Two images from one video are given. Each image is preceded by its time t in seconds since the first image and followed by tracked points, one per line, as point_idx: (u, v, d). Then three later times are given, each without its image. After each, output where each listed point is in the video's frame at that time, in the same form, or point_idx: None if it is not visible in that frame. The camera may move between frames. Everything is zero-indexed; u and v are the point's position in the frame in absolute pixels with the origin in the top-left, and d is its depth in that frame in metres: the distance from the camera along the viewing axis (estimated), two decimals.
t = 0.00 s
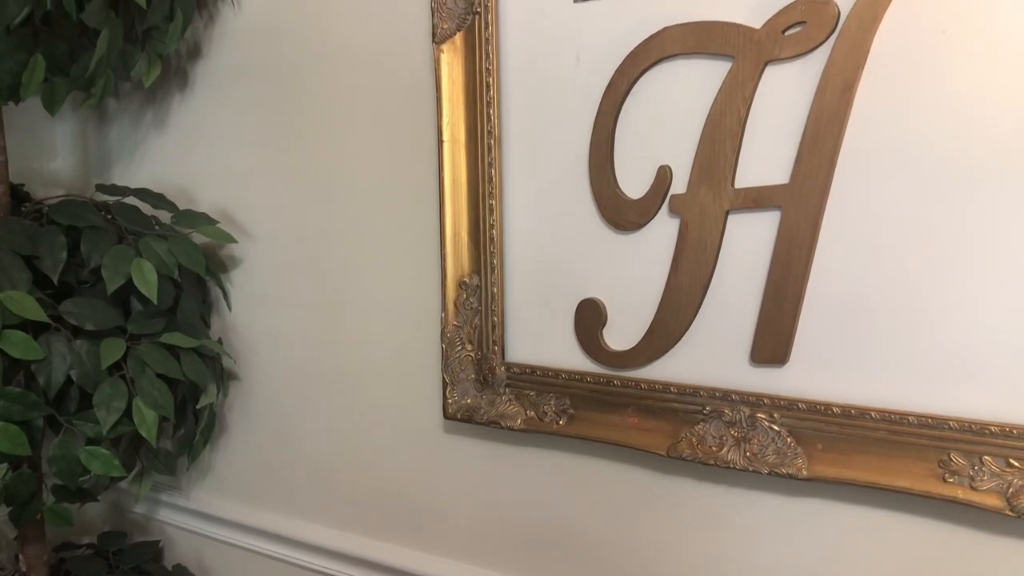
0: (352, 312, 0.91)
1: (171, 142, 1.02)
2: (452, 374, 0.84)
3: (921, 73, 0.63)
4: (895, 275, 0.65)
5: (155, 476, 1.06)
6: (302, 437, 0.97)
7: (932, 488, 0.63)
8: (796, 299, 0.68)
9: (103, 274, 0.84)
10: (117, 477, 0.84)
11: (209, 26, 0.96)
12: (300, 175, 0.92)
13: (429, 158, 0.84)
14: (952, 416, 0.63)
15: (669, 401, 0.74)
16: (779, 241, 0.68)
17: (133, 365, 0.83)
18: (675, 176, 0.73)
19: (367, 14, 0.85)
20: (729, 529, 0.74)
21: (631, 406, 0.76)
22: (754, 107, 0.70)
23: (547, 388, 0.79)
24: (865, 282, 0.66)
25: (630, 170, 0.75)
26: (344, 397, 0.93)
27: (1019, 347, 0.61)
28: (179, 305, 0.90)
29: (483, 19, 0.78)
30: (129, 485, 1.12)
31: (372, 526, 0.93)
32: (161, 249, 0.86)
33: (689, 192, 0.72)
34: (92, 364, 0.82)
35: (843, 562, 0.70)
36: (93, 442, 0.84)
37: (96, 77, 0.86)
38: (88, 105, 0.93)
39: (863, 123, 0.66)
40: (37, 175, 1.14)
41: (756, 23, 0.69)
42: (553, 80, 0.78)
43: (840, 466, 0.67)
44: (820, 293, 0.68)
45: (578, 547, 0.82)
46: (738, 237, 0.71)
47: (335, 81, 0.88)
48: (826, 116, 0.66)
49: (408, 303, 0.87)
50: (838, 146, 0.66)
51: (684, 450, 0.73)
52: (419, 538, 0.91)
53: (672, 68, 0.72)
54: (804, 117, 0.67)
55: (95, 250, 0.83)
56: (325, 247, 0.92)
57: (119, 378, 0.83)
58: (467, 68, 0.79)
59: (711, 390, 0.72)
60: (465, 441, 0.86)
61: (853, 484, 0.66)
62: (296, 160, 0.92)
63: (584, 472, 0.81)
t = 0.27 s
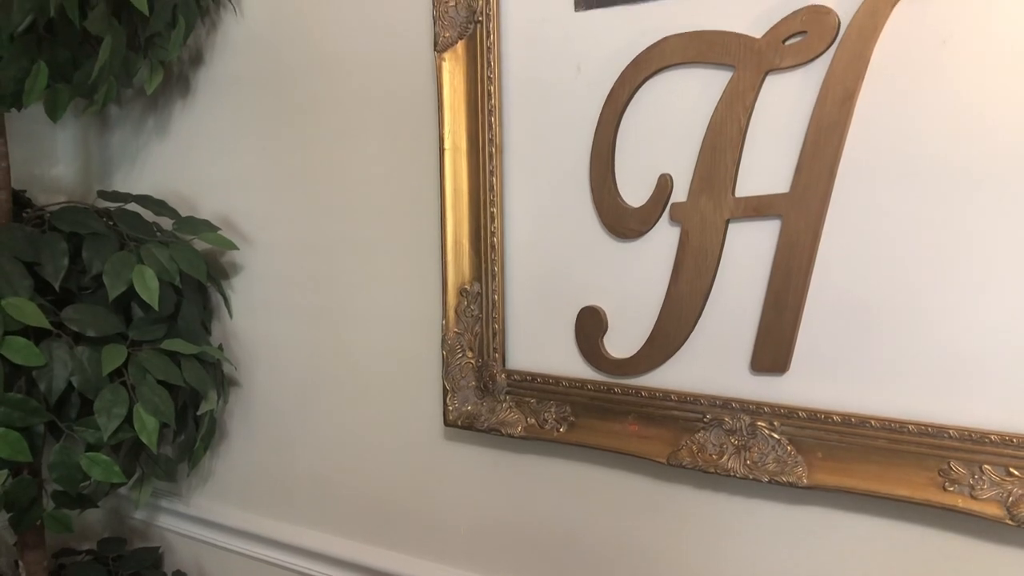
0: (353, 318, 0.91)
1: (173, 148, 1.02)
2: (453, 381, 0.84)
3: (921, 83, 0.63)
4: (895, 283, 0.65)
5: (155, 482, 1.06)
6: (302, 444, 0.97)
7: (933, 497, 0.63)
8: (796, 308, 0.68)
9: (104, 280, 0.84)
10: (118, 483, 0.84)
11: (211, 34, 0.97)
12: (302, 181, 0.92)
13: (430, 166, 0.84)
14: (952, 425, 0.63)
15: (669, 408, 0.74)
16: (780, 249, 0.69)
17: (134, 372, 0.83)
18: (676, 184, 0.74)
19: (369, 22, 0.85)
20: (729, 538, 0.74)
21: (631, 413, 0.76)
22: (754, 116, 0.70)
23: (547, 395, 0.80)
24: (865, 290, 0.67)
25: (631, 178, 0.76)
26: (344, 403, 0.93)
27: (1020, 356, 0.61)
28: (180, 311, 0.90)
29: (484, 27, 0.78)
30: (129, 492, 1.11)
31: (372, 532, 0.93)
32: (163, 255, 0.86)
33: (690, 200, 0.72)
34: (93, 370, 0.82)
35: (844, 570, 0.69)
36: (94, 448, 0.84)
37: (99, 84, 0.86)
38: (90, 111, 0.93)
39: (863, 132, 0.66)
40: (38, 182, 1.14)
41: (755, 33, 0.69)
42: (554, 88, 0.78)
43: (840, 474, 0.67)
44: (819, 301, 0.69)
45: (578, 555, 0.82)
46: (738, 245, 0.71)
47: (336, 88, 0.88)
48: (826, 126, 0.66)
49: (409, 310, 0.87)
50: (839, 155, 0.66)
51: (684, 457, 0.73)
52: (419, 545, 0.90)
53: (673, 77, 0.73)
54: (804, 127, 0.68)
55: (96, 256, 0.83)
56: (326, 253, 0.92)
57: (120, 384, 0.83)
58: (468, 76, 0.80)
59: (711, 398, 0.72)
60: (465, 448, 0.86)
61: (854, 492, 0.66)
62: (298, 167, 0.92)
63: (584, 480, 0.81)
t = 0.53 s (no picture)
0: (354, 325, 0.91)
1: (175, 155, 1.02)
2: (453, 389, 0.84)
3: (921, 94, 0.64)
4: (895, 293, 0.66)
5: (155, 488, 1.06)
6: (303, 450, 0.97)
7: (934, 507, 0.63)
8: (797, 317, 0.68)
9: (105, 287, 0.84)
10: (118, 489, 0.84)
11: (214, 41, 0.97)
12: (303, 188, 0.93)
13: (431, 173, 0.84)
14: (953, 435, 0.63)
15: (670, 417, 0.74)
16: (781, 259, 0.69)
17: (135, 378, 0.83)
18: (677, 193, 0.74)
19: (371, 31, 0.86)
20: (730, 546, 0.74)
21: (632, 422, 0.76)
22: (755, 125, 0.70)
23: (548, 403, 0.79)
24: (866, 300, 0.67)
25: (632, 187, 0.76)
26: (345, 410, 0.93)
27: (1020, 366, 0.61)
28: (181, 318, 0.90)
29: (486, 36, 0.79)
30: (129, 498, 1.11)
31: (372, 539, 0.93)
32: (164, 262, 0.86)
33: (691, 209, 0.72)
34: (94, 377, 0.82)
35: None
36: (94, 454, 0.84)
37: (102, 91, 0.86)
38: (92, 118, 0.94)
39: (864, 142, 0.66)
40: (40, 188, 1.14)
41: (756, 43, 0.69)
42: (556, 97, 0.78)
43: (841, 484, 0.67)
44: (820, 310, 0.69)
45: (579, 563, 0.82)
46: (740, 254, 0.71)
47: (339, 96, 0.89)
48: (827, 135, 0.66)
49: (410, 317, 0.87)
50: (839, 165, 0.66)
51: (685, 466, 0.73)
52: (420, 552, 0.90)
53: (674, 86, 0.73)
54: (806, 137, 0.68)
55: (98, 263, 0.83)
56: (327, 260, 0.92)
57: (121, 391, 0.83)
58: (470, 84, 0.80)
59: (712, 407, 0.72)
60: (466, 456, 0.86)
61: (855, 501, 0.66)
62: (299, 174, 0.93)
63: (585, 488, 0.81)
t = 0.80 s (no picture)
0: (356, 331, 0.91)
1: (178, 161, 1.03)
2: (455, 396, 0.84)
3: (923, 105, 0.64)
4: (897, 301, 0.66)
5: (156, 494, 1.06)
6: (305, 456, 0.97)
7: (936, 516, 0.63)
8: (799, 326, 0.68)
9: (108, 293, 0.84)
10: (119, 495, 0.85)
11: (217, 48, 0.97)
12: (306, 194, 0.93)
13: (434, 180, 0.84)
14: (955, 444, 0.63)
15: (672, 425, 0.74)
16: (783, 267, 0.69)
17: (137, 384, 0.83)
18: (679, 201, 0.74)
19: (374, 38, 0.86)
20: (733, 555, 0.74)
21: (634, 429, 0.76)
22: (758, 134, 0.70)
23: (551, 410, 0.79)
24: (868, 309, 0.67)
25: (634, 194, 0.76)
26: (347, 416, 0.93)
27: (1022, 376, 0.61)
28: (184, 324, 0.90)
29: (489, 44, 0.79)
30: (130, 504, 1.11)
31: (373, 546, 0.93)
32: (167, 268, 0.86)
33: (694, 217, 0.72)
34: (97, 383, 0.82)
35: None
36: (96, 460, 0.84)
37: (105, 98, 0.87)
38: (95, 124, 0.94)
39: (866, 151, 0.66)
40: (43, 194, 1.14)
41: (759, 51, 0.69)
42: (559, 104, 0.78)
43: (843, 492, 0.67)
44: (822, 318, 0.69)
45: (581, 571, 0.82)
46: (742, 262, 0.72)
47: (341, 102, 0.89)
48: (830, 144, 0.66)
49: (412, 324, 0.87)
50: (841, 175, 0.66)
51: (687, 474, 0.73)
52: (421, 559, 0.90)
53: (677, 94, 0.73)
54: (808, 145, 0.68)
55: (101, 269, 0.83)
56: (330, 266, 0.92)
57: (123, 397, 0.83)
58: (473, 92, 0.80)
59: (715, 415, 0.72)
60: (467, 462, 0.86)
61: (857, 510, 0.66)
62: (302, 180, 0.93)
63: (587, 495, 0.80)
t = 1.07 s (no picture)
0: (360, 337, 0.91)
1: (183, 166, 1.03)
2: (459, 402, 0.84)
3: (929, 113, 0.64)
4: (903, 309, 0.66)
5: (159, 500, 1.06)
6: (308, 462, 0.97)
7: (942, 525, 0.63)
8: (804, 335, 0.68)
9: (112, 298, 0.84)
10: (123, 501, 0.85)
11: (222, 54, 0.97)
12: (310, 200, 0.93)
13: (439, 187, 0.84)
14: (961, 452, 0.63)
15: (677, 432, 0.74)
16: (789, 275, 0.69)
17: (142, 390, 0.83)
18: (684, 209, 0.74)
19: (379, 44, 0.86)
20: (738, 563, 0.74)
21: (639, 437, 0.76)
22: (764, 141, 0.70)
23: (555, 417, 0.79)
24: (874, 317, 0.67)
25: (640, 201, 0.76)
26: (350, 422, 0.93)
27: None
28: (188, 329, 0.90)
29: (495, 51, 0.79)
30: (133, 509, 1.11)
31: (376, 552, 0.93)
32: (171, 273, 0.86)
33: (699, 224, 0.72)
34: (101, 388, 0.82)
35: None
36: (100, 465, 0.84)
37: (111, 104, 0.87)
38: (100, 130, 0.94)
39: (872, 160, 0.66)
40: (48, 199, 1.14)
41: (765, 59, 0.70)
42: (564, 111, 0.78)
43: (848, 500, 0.66)
44: (827, 326, 0.69)
45: None
46: (747, 270, 0.71)
47: (346, 109, 0.89)
48: (835, 153, 0.66)
49: (416, 330, 0.87)
50: (847, 183, 0.66)
51: (692, 482, 0.73)
52: (424, 566, 0.90)
53: (682, 101, 0.73)
54: (814, 153, 0.68)
55: (105, 274, 0.83)
56: (334, 272, 0.92)
57: (127, 402, 0.83)
58: (478, 99, 0.80)
59: (720, 423, 0.72)
60: (471, 469, 0.86)
61: (862, 518, 0.66)
62: (307, 186, 0.93)
63: (591, 503, 0.80)
